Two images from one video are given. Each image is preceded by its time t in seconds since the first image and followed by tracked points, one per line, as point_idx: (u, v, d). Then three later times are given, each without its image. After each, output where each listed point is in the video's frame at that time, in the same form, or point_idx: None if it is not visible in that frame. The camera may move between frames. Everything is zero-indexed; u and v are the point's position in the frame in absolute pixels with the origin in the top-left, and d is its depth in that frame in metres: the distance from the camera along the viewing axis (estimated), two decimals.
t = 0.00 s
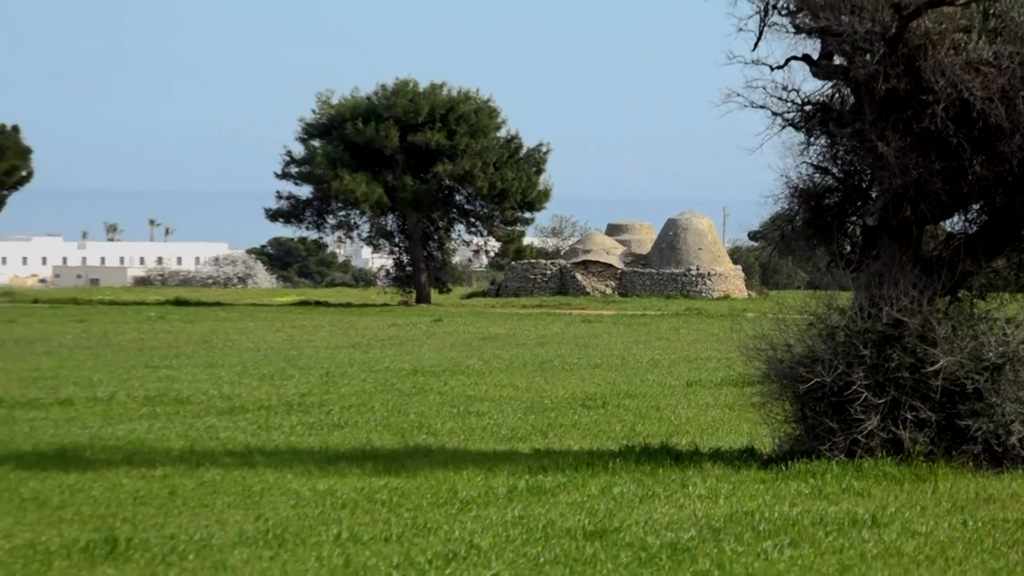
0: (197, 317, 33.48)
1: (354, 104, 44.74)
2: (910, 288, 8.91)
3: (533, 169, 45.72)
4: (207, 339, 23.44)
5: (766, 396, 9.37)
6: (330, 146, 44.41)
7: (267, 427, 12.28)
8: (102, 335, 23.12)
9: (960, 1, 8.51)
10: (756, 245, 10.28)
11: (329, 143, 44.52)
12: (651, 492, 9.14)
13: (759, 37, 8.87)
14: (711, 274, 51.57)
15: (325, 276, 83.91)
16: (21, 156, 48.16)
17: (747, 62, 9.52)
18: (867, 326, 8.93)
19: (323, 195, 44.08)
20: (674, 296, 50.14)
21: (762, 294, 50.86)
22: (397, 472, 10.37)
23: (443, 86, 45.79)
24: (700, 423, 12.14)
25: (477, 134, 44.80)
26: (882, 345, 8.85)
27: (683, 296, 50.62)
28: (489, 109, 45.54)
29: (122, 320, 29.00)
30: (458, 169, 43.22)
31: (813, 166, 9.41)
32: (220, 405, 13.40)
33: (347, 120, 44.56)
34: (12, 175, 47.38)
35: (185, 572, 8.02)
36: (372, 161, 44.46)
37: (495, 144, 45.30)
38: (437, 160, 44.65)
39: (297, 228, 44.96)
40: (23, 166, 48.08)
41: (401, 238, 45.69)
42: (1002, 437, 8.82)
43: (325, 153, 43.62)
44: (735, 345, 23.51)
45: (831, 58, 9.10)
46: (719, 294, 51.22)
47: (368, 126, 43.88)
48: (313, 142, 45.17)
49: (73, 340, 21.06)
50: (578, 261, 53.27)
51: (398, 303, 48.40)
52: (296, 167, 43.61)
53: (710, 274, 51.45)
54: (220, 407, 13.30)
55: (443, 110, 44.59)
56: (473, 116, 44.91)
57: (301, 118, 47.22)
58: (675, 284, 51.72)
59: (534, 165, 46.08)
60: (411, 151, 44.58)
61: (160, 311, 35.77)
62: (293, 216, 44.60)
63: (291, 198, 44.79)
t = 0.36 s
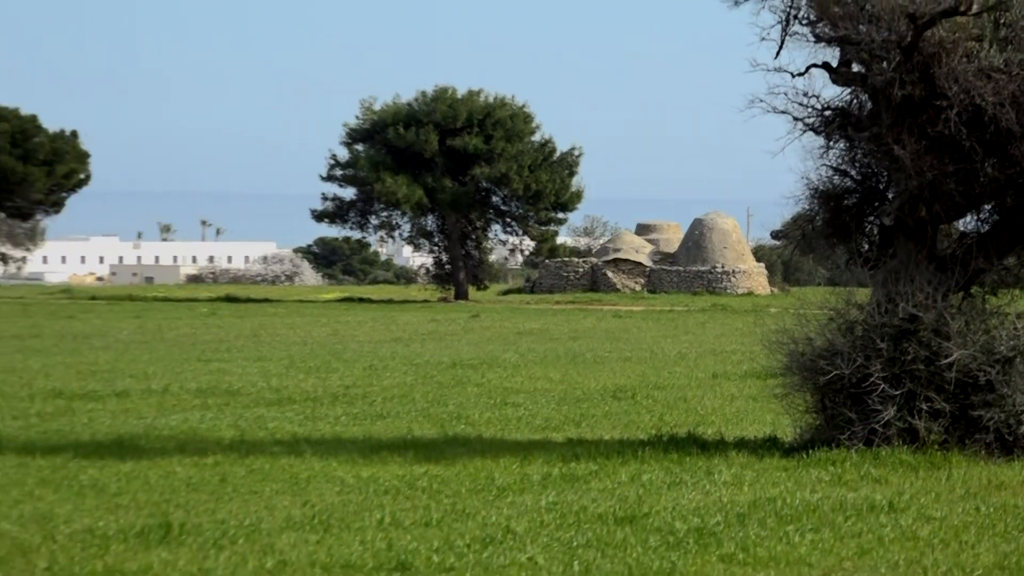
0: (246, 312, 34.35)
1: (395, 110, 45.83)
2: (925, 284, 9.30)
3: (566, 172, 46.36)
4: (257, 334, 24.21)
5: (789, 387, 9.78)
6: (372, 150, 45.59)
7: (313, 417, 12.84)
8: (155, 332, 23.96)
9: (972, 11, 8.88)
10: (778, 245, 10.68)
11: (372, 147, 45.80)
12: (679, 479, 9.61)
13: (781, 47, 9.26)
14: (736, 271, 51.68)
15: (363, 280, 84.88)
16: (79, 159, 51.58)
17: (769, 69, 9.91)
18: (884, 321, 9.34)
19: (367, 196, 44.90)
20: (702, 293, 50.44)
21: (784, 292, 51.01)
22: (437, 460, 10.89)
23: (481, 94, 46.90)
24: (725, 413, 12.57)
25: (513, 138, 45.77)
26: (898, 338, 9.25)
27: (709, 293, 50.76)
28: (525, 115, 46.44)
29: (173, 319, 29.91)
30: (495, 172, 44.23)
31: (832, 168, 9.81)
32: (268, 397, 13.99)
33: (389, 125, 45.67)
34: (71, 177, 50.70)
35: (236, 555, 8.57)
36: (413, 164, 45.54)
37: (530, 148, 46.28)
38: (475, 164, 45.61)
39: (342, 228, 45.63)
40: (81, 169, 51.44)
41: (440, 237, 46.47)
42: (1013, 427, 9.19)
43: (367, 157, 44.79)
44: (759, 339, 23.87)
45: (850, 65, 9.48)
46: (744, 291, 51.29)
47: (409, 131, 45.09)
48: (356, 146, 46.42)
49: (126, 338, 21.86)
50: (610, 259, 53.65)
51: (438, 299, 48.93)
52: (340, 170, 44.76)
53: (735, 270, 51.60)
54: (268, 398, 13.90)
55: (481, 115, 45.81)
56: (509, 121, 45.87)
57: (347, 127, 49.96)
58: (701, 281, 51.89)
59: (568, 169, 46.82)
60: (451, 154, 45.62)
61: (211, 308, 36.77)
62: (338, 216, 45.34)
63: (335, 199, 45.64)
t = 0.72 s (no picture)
0: (291, 308, 35.25)
1: (435, 116, 49.00)
2: (940, 282, 9.73)
3: (597, 175, 48.89)
4: (303, 329, 24.99)
5: (809, 380, 10.23)
6: (413, 153, 48.67)
7: (356, 408, 13.42)
8: (205, 327, 24.81)
9: (985, 22, 9.28)
10: (799, 244, 11.11)
11: (414, 151, 48.99)
12: (705, 467, 10.10)
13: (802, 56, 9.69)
14: (759, 270, 52.17)
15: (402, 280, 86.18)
16: (133, 163, 52.46)
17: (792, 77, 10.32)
18: (901, 317, 9.77)
19: (408, 197, 48.05)
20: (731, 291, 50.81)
21: (806, 289, 51.43)
22: (474, 449, 11.43)
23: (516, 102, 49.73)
24: (750, 404, 13.03)
25: (547, 142, 48.35)
26: (915, 334, 9.67)
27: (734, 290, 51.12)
28: (558, 121, 49.18)
29: (223, 315, 30.85)
30: (528, 174, 46.91)
31: (851, 172, 10.23)
32: (312, 389, 14.59)
33: (429, 131, 48.78)
34: (125, 181, 51.54)
35: (283, 539, 9.13)
36: (452, 168, 48.52)
37: (563, 152, 48.83)
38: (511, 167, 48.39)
39: (385, 227, 48.90)
40: (135, 172, 52.40)
41: (477, 237, 48.86)
42: None
43: (408, 160, 47.81)
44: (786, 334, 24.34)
45: (869, 74, 9.90)
46: (766, 288, 51.77)
47: (448, 136, 48.05)
48: (398, 150, 49.51)
49: (178, 333, 22.66)
50: (639, 257, 53.98)
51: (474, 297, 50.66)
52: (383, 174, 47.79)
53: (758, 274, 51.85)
54: (313, 391, 14.50)
55: (516, 121, 48.57)
56: (542, 127, 48.60)
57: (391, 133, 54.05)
58: (725, 279, 52.33)
59: (599, 172, 49.36)
60: (487, 158, 48.53)
61: (257, 305, 37.77)
62: (381, 216, 48.41)
63: (379, 200, 48.67)
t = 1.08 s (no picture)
0: (342, 304, 36.11)
1: (481, 120, 50.34)
2: (964, 280, 10.20)
3: (635, 178, 50.40)
4: (355, 323, 25.75)
5: (837, 373, 10.72)
6: (460, 156, 50.11)
7: (406, 399, 14.05)
8: (263, 321, 25.69)
9: (1007, 31, 9.72)
10: (828, 243, 11.59)
11: (461, 154, 50.41)
12: (738, 456, 10.60)
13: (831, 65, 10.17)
14: (790, 268, 52.66)
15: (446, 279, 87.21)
16: (195, 164, 53.11)
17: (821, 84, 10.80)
18: (926, 313, 10.25)
19: (455, 199, 49.62)
20: (766, 289, 51.08)
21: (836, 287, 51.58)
22: (518, 438, 11.98)
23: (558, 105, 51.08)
24: (781, 396, 13.50)
25: (588, 146, 49.82)
26: (939, 329, 10.13)
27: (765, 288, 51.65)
28: (598, 126, 50.63)
29: (281, 310, 31.78)
30: (571, 177, 48.40)
31: (878, 174, 10.71)
32: (364, 381, 15.24)
33: (475, 134, 50.19)
34: (187, 181, 52.41)
35: (336, 523, 9.72)
36: (497, 170, 49.86)
37: (604, 156, 50.29)
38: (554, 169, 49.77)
39: (433, 227, 50.51)
40: (196, 173, 53.16)
41: (521, 236, 50.52)
42: None
43: (456, 163, 49.29)
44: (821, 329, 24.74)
45: (895, 81, 10.35)
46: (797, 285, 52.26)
47: (494, 140, 49.38)
48: (445, 153, 50.95)
49: (237, 327, 23.48)
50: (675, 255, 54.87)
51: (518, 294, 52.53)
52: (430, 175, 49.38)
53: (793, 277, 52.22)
54: (364, 382, 15.15)
55: (558, 126, 49.94)
56: (584, 131, 50.01)
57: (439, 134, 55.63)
58: (759, 277, 53.05)
59: (636, 175, 50.87)
60: (531, 160, 49.65)
61: (311, 301, 38.75)
62: (429, 217, 50.00)
63: (427, 201, 50.26)
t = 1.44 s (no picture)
0: (387, 299, 36.96)
1: (519, 124, 52.07)
2: (980, 277, 10.82)
3: (668, 179, 51.59)
4: (400, 317, 26.48)
5: (860, 365, 11.35)
6: (500, 158, 51.74)
7: (448, 390, 14.67)
8: (311, 315, 26.48)
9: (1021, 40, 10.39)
10: (852, 242, 12.25)
11: (500, 156, 52.02)
12: (765, 444, 11.14)
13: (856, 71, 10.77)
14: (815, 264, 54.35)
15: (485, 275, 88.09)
16: (246, 166, 55.90)
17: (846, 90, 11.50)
18: (945, 308, 10.86)
19: (495, 199, 51.23)
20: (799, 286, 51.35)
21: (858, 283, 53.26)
22: (555, 426, 12.54)
23: (593, 111, 52.82)
24: (806, 386, 13.99)
25: (622, 149, 51.39)
26: (956, 324, 10.74)
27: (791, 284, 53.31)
28: (632, 129, 52.18)
29: (327, 305, 32.66)
30: (605, 178, 49.94)
31: (900, 176, 11.38)
32: (408, 373, 15.87)
33: (514, 138, 51.89)
34: (239, 182, 55.28)
35: (381, 508, 10.30)
36: (535, 171, 51.46)
37: (637, 158, 51.81)
38: (589, 171, 51.35)
39: (473, 226, 52.12)
40: (247, 174, 55.92)
41: (558, 235, 52.04)
42: None
43: (495, 165, 50.93)
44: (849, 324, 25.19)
45: (916, 87, 11.03)
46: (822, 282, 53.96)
47: (532, 143, 51.07)
48: (486, 155, 52.62)
49: (286, 320, 24.26)
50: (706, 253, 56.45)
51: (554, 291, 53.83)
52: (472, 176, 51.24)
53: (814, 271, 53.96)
54: (408, 373, 15.79)
55: (594, 129, 51.59)
56: (618, 134, 51.59)
57: (478, 141, 57.60)
58: (784, 274, 54.48)
59: (670, 177, 51.99)
60: (568, 162, 51.35)
61: (357, 296, 39.68)
62: (470, 216, 51.65)
63: (467, 201, 51.92)
